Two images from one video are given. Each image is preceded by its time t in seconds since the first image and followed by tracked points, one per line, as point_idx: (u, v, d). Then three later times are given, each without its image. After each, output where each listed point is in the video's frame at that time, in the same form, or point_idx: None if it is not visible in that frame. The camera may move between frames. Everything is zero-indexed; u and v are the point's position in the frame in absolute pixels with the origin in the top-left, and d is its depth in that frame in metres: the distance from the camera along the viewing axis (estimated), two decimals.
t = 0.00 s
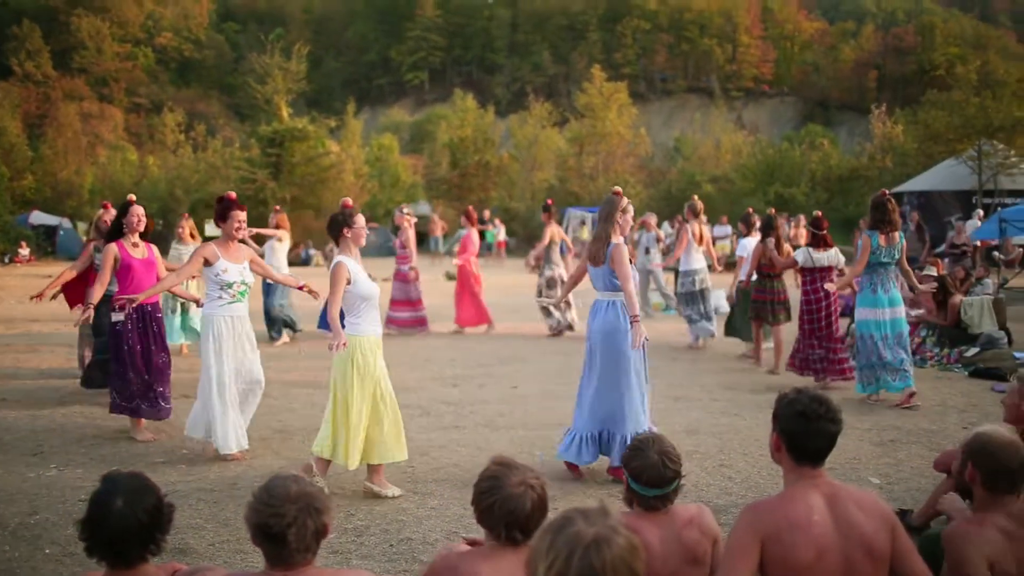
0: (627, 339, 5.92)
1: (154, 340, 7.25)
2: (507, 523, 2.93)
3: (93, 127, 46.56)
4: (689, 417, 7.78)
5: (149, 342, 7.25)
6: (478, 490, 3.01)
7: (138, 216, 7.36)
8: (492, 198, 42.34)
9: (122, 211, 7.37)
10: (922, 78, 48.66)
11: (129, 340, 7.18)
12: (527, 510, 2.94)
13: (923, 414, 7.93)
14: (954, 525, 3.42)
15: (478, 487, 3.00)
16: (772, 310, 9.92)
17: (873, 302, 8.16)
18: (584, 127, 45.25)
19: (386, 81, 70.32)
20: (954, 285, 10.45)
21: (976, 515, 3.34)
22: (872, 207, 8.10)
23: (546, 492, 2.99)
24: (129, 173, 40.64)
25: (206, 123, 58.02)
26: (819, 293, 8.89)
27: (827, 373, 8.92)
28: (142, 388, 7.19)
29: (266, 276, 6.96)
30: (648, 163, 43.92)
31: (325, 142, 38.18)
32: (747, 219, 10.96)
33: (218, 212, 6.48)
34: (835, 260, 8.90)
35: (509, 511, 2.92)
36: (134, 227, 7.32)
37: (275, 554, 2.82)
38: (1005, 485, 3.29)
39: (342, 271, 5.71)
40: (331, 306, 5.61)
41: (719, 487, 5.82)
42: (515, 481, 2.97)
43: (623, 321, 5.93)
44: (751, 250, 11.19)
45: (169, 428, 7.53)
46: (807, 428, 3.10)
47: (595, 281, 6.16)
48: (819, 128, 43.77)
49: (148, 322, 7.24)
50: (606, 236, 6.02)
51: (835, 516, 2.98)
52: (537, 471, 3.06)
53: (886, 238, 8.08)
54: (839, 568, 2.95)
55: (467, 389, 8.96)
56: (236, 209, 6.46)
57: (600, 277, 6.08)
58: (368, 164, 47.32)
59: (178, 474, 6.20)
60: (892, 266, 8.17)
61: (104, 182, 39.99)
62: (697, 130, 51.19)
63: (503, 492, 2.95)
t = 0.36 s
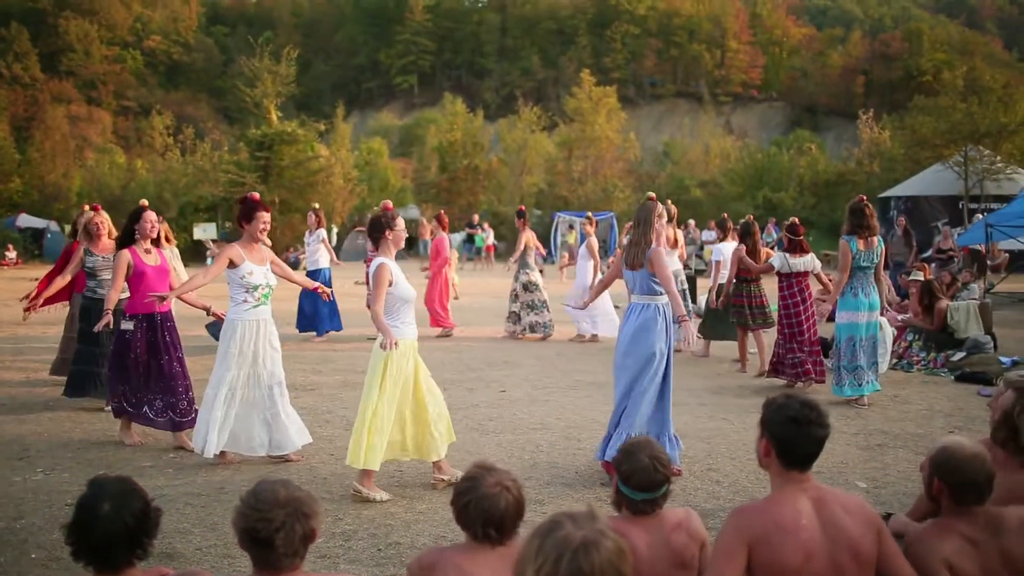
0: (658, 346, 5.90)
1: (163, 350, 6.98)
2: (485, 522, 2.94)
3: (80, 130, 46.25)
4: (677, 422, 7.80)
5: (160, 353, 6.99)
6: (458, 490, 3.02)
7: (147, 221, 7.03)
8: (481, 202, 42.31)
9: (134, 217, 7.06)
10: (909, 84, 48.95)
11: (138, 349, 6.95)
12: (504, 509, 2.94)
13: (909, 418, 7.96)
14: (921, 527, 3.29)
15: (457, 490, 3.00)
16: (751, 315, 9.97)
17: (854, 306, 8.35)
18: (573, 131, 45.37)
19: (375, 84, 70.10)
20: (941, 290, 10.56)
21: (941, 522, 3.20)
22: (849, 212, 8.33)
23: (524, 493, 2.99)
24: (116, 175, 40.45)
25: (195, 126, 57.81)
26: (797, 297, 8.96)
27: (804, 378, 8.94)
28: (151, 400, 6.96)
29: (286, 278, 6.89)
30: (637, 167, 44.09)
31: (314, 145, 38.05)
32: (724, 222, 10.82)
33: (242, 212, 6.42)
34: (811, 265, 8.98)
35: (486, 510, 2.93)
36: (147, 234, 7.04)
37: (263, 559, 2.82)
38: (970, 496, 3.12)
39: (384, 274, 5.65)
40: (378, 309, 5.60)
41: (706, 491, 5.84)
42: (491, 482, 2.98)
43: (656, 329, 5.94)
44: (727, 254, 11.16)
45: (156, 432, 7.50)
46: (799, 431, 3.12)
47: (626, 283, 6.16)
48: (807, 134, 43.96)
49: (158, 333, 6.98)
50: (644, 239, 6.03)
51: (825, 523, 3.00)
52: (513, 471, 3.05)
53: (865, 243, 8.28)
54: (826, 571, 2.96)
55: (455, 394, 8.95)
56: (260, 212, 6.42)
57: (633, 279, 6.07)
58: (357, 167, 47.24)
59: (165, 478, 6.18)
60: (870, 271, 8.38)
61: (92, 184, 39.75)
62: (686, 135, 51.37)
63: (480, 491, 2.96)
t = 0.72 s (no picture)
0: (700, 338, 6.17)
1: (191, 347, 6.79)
2: (467, 524, 2.94)
3: (70, 129, 46.01)
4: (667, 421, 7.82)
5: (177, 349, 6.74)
6: (442, 492, 3.02)
7: (165, 218, 6.82)
8: (473, 202, 42.33)
9: (150, 215, 6.85)
10: (899, 85, 49.14)
11: (168, 347, 6.69)
12: (487, 510, 2.94)
13: (899, 418, 7.99)
14: (938, 522, 3.43)
15: (440, 492, 3.00)
16: (731, 313, 10.01)
17: (838, 305, 8.40)
18: (564, 132, 45.42)
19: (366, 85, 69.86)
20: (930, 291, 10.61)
21: (959, 522, 3.33)
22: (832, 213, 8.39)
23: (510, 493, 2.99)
24: (107, 175, 40.31)
25: (186, 126, 57.69)
26: (777, 295, 9.10)
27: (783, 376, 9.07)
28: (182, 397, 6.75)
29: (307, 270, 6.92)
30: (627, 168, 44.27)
31: (305, 145, 37.91)
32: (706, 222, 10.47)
33: (267, 208, 6.46)
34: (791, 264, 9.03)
35: (469, 510, 2.93)
36: (165, 232, 6.85)
37: (253, 560, 2.82)
38: (995, 496, 3.21)
39: (428, 270, 5.75)
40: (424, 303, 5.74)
41: (698, 491, 5.85)
42: (473, 482, 2.97)
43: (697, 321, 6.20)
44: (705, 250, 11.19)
45: (146, 433, 7.48)
46: (791, 433, 3.12)
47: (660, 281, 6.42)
48: (799, 135, 44.09)
49: (185, 331, 6.80)
50: (679, 238, 6.23)
51: (816, 524, 3.00)
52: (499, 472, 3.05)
53: (847, 245, 8.38)
54: (819, 570, 2.96)
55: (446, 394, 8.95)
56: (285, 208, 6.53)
57: (668, 278, 6.32)
58: (348, 167, 47.24)
59: (155, 479, 6.16)
60: (853, 271, 8.46)
61: (82, 185, 39.63)
62: (677, 136, 51.46)
63: (463, 489, 2.96)
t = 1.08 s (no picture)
0: (740, 331, 6.40)
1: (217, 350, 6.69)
2: (461, 525, 2.94)
3: (66, 129, 46.00)
4: (663, 419, 7.83)
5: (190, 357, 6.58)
6: (438, 492, 3.02)
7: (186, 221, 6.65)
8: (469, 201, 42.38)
9: (172, 217, 6.67)
10: (894, 84, 49.13)
11: (195, 352, 6.59)
12: (482, 511, 2.93)
13: (896, 415, 8.00)
14: (937, 520, 3.43)
15: (436, 493, 2.99)
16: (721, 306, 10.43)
17: (820, 301, 8.51)
18: (560, 131, 45.41)
19: (362, 84, 69.80)
20: (926, 289, 10.62)
21: (956, 521, 3.33)
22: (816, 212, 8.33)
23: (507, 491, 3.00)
24: (102, 175, 40.37)
25: (182, 126, 57.70)
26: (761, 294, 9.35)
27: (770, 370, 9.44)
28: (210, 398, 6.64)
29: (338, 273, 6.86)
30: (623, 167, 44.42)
31: (301, 145, 37.86)
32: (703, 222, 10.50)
33: (298, 208, 6.44)
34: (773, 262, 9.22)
35: (459, 512, 2.93)
36: (187, 233, 6.67)
37: (250, 559, 2.82)
38: (991, 494, 3.23)
39: (481, 270, 5.76)
40: (478, 299, 5.74)
41: (695, 489, 5.85)
42: (468, 483, 2.97)
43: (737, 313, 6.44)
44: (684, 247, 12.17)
45: (143, 433, 7.46)
46: (780, 431, 3.15)
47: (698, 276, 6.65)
48: (795, 133, 44.20)
49: (209, 334, 6.69)
50: (724, 234, 6.52)
51: (811, 524, 3.00)
52: (493, 473, 3.05)
53: (831, 242, 8.31)
54: (814, 569, 2.96)
55: (443, 393, 8.94)
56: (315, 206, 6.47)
57: (711, 274, 6.54)
58: (344, 167, 47.23)
59: (152, 478, 6.16)
60: (836, 269, 8.40)
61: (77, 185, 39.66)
62: (673, 134, 51.58)
63: (457, 490, 2.96)
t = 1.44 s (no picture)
0: (775, 327, 6.58)
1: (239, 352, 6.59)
2: (462, 525, 2.95)
3: (62, 128, 45.95)
4: (661, 419, 7.83)
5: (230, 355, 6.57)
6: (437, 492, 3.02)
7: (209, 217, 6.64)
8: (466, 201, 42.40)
9: (197, 215, 6.64)
10: (892, 83, 49.02)
11: (215, 352, 6.51)
12: (483, 512, 2.94)
13: (893, 415, 8.01)
14: (929, 520, 3.42)
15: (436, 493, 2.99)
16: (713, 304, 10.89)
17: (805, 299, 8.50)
18: (557, 130, 45.28)
19: (359, 83, 69.73)
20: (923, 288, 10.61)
21: (947, 519, 3.33)
22: (799, 212, 8.40)
23: (507, 491, 3.00)
24: (98, 174, 40.38)
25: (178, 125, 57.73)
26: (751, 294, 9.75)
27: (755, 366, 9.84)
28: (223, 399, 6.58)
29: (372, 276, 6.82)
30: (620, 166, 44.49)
31: (298, 144, 37.76)
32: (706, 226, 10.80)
33: (339, 205, 6.40)
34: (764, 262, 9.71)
35: (464, 515, 2.93)
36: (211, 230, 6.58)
37: (247, 559, 2.81)
38: (982, 492, 3.25)
39: (535, 267, 5.87)
40: (533, 299, 5.85)
41: (692, 489, 5.86)
42: (467, 484, 2.97)
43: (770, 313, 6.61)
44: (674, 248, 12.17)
45: (139, 433, 7.45)
46: (770, 427, 3.16)
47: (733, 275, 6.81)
48: (792, 133, 44.25)
49: (233, 335, 6.59)
50: (756, 235, 6.65)
51: (811, 524, 2.99)
52: (496, 473, 3.04)
53: (813, 242, 8.44)
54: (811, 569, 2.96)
55: (441, 392, 8.94)
56: (354, 203, 6.44)
57: (744, 273, 6.69)
58: (342, 166, 47.16)
59: (150, 477, 6.16)
60: (820, 268, 8.47)
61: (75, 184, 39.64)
62: (671, 134, 51.63)
63: (456, 491, 2.96)
